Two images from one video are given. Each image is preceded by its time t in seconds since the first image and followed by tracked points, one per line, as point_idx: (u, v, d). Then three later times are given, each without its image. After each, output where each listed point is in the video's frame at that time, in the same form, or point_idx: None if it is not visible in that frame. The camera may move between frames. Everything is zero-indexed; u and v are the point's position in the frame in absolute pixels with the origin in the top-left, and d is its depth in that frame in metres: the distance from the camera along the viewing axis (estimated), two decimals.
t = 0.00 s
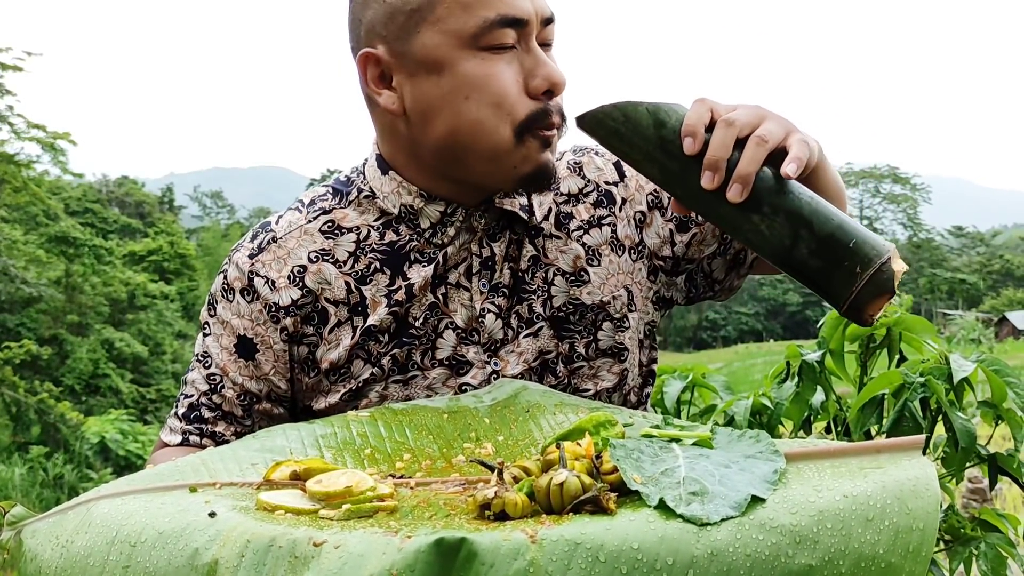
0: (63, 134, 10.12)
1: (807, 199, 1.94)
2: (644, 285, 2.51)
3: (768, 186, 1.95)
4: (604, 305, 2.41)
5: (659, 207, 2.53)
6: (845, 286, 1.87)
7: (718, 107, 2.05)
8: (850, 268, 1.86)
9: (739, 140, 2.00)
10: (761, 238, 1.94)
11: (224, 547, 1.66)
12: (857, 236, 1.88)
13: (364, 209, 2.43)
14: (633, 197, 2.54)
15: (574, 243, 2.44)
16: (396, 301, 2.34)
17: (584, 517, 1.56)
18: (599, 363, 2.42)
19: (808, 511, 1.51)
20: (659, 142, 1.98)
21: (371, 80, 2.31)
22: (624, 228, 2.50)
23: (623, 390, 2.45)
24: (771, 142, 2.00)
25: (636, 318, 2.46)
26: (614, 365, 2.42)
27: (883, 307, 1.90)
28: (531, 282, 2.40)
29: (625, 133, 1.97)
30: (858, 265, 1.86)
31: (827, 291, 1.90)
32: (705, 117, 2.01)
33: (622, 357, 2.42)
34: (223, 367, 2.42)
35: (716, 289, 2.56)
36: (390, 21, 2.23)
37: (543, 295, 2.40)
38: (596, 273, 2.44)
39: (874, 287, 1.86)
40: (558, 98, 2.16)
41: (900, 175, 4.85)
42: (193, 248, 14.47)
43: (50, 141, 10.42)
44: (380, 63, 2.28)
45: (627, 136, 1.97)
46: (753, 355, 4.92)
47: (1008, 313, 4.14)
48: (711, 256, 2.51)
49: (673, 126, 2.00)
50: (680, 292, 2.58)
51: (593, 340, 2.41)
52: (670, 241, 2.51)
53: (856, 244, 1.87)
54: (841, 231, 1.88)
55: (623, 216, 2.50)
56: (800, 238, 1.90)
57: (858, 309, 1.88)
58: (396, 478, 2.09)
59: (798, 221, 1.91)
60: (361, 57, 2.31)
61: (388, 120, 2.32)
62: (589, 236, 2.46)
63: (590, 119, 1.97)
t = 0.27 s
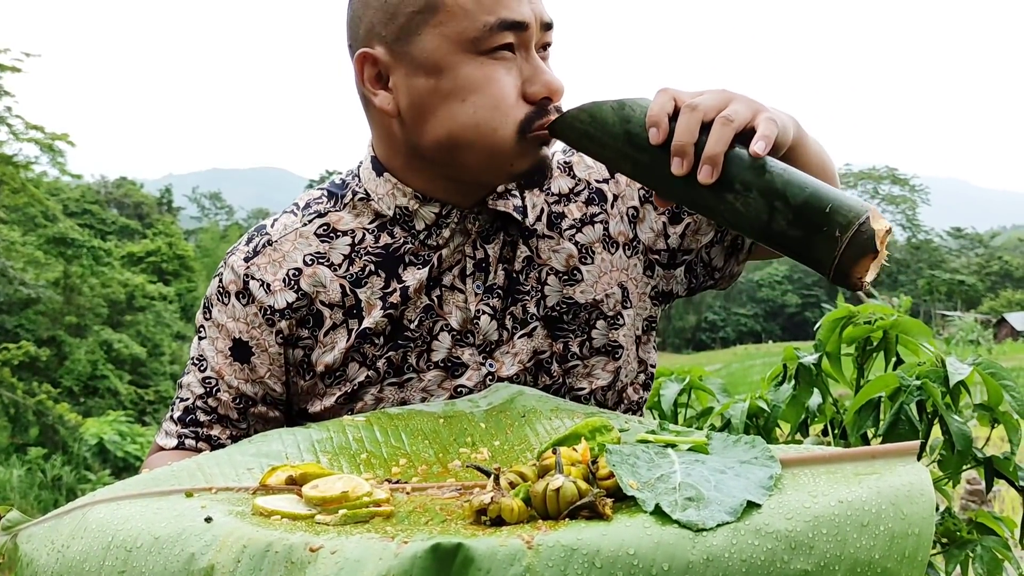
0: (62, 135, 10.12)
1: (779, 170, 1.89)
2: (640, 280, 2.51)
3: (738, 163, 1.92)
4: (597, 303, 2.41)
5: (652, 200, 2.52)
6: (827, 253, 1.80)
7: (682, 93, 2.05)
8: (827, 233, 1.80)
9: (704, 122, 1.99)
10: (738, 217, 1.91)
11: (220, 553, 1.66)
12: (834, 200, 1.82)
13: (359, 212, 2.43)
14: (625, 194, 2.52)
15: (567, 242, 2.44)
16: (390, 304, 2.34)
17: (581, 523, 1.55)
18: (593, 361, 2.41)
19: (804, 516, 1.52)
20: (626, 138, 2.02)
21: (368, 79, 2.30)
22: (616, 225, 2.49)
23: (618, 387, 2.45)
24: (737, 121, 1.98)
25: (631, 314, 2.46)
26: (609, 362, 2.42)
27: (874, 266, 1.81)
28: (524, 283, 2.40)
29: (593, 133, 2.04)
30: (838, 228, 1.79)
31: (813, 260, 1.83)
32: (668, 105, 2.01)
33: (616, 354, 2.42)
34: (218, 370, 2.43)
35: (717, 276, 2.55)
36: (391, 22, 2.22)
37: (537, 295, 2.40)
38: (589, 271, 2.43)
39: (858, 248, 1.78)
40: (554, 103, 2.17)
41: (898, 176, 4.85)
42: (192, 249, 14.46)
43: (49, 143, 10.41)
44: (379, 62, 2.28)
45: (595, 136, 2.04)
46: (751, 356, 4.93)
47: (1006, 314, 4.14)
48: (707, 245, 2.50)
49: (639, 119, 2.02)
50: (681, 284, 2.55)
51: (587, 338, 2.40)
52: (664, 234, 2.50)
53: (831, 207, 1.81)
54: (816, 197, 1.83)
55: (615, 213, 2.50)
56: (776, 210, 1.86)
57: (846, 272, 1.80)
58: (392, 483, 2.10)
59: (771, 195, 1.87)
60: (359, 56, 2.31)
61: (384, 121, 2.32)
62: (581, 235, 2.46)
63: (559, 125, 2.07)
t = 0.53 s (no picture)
0: (60, 137, 10.11)
1: (762, 156, 1.86)
2: (637, 280, 2.50)
3: (722, 153, 1.91)
4: (593, 305, 2.42)
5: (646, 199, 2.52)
6: (816, 234, 1.74)
7: (663, 90, 2.06)
8: (815, 213, 1.74)
9: (686, 116, 1.99)
10: (726, 206, 1.88)
11: (214, 558, 1.66)
12: (820, 180, 1.76)
13: (355, 217, 2.43)
14: (619, 195, 2.52)
15: (561, 244, 2.44)
16: (387, 309, 2.34)
17: (574, 527, 1.55)
18: (589, 364, 2.42)
19: (797, 520, 1.52)
20: (612, 138, 2.03)
21: (364, 86, 2.31)
22: (611, 226, 2.49)
23: (615, 389, 2.45)
24: (719, 111, 1.98)
25: (628, 316, 2.46)
26: (605, 365, 2.43)
27: (870, 244, 1.72)
28: (520, 287, 2.40)
29: (580, 136, 2.06)
30: (825, 207, 1.73)
31: (806, 244, 1.77)
32: (649, 103, 2.02)
33: (612, 356, 2.43)
34: (215, 376, 2.42)
35: (715, 272, 2.54)
36: (386, 28, 2.23)
37: (532, 299, 2.40)
38: (585, 273, 2.44)
39: (846, 225, 1.71)
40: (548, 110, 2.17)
41: (896, 179, 4.85)
42: (191, 252, 14.44)
43: (47, 145, 10.40)
44: (374, 69, 2.28)
45: (581, 139, 2.05)
46: (749, 359, 4.92)
47: (1005, 317, 4.14)
48: (704, 241, 2.49)
49: (624, 117, 2.04)
50: (680, 282, 2.54)
51: (583, 341, 2.41)
52: (659, 233, 2.50)
53: (817, 187, 1.76)
54: (802, 178, 1.78)
55: (610, 214, 2.50)
56: (763, 196, 1.82)
57: (840, 252, 1.72)
58: (387, 488, 2.09)
59: (756, 181, 1.84)
60: (355, 64, 2.31)
61: (380, 128, 2.32)
62: (576, 237, 2.46)
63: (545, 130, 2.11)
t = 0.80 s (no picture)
0: (60, 141, 10.11)
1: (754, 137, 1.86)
2: (635, 281, 2.49)
3: (715, 138, 1.91)
4: (590, 306, 2.42)
5: (642, 198, 2.52)
6: (815, 207, 1.73)
7: (652, 83, 2.07)
8: (811, 187, 1.73)
9: (677, 106, 1.99)
10: (722, 189, 1.87)
11: (211, 559, 1.66)
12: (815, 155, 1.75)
13: (353, 222, 2.44)
14: (615, 195, 2.52)
15: (558, 246, 2.44)
16: (385, 313, 2.34)
17: (571, 526, 1.55)
18: (587, 365, 2.42)
19: (793, 518, 1.52)
20: (604, 135, 2.03)
21: (361, 89, 2.30)
22: (608, 227, 2.49)
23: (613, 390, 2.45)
24: (709, 99, 1.98)
25: (626, 316, 2.46)
26: (603, 365, 2.43)
27: (869, 214, 1.71)
28: (518, 289, 2.40)
29: (573, 136, 2.07)
30: (821, 180, 1.72)
31: (805, 220, 1.76)
32: (638, 95, 2.03)
33: (610, 357, 2.43)
34: (214, 381, 2.42)
35: (714, 269, 2.53)
36: (384, 31, 2.24)
37: (530, 301, 2.40)
38: (582, 274, 2.44)
39: (844, 197, 1.69)
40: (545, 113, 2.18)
41: (895, 183, 4.85)
42: (189, 256, 14.43)
43: (47, 150, 10.40)
44: (371, 72, 2.28)
45: (574, 138, 2.07)
46: (748, 363, 4.93)
47: (1003, 321, 4.14)
48: (702, 239, 2.49)
49: (616, 113, 2.04)
50: (679, 281, 2.53)
51: (581, 342, 2.41)
52: (657, 232, 2.50)
53: (811, 162, 1.75)
54: (796, 155, 1.77)
55: (606, 215, 2.50)
56: (758, 176, 1.81)
57: (840, 224, 1.71)
58: (384, 490, 2.09)
59: (751, 162, 1.83)
60: (351, 67, 2.31)
61: (376, 131, 2.32)
62: (573, 238, 2.46)
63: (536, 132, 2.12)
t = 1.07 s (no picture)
0: (58, 146, 10.10)
1: (744, 131, 1.87)
2: (633, 282, 2.49)
3: (706, 133, 1.92)
4: (587, 308, 2.42)
5: (639, 200, 2.51)
6: (809, 194, 1.74)
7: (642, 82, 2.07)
8: (804, 175, 1.74)
9: (666, 103, 2.00)
10: (716, 182, 1.88)
11: (208, 566, 1.65)
12: (805, 144, 1.76)
13: (351, 226, 2.44)
14: (612, 197, 2.52)
15: (555, 248, 2.44)
16: (383, 317, 2.34)
17: (567, 531, 1.55)
18: (585, 367, 2.42)
19: (791, 523, 1.53)
20: (596, 137, 2.03)
21: (361, 94, 2.31)
22: (605, 229, 2.49)
23: (612, 392, 2.44)
24: (698, 94, 1.98)
25: (623, 318, 2.46)
26: (601, 368, 2.42)
27: (863, 198, 1.72)
28: (515, 292, 2.41)
29: (565, 141, 2.06)
30: (813, 166, 1.73)
31: (800, 207, 1.76)
32: (627, 96, 2.03)
33: (608, 358, 2.42)
34: (212, 386, 2.42)
35: (712, 270, 2.51)
36: (383, 36, 2.24)
37: (527, 304, 2.41)
38: (579, 276, 2.44)
39: (837, 182, 1.70)
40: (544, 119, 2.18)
41: (894, 187, 4.85)
42: (188, 260, 14.41)
43: (45, 154, 10.41)
44: (371, 77, 2.29)
45: (568, 143, 2.06)
46: (747, 367, 4.93)
47: (1002, 325, 4.14)
48: (699, 239, 2.48)
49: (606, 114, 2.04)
50: (677, 282, 2.51)
51: (578, 345, 2.41)
52: (654, 233, 2.49)
53: (802, 151, 1.76)
54: (787, 144, 1.78)
55: (603, 217, 2.49)
56: (750, 166, 1.82)
57: (835, 210, 1.72)
58: (382, 496, 2.09)
59: (743, 154, 1.84)
60: (351, 71, 2.32)
61: (376, 136, 2.33)
62: (570, 240, 2.46)
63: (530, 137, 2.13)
